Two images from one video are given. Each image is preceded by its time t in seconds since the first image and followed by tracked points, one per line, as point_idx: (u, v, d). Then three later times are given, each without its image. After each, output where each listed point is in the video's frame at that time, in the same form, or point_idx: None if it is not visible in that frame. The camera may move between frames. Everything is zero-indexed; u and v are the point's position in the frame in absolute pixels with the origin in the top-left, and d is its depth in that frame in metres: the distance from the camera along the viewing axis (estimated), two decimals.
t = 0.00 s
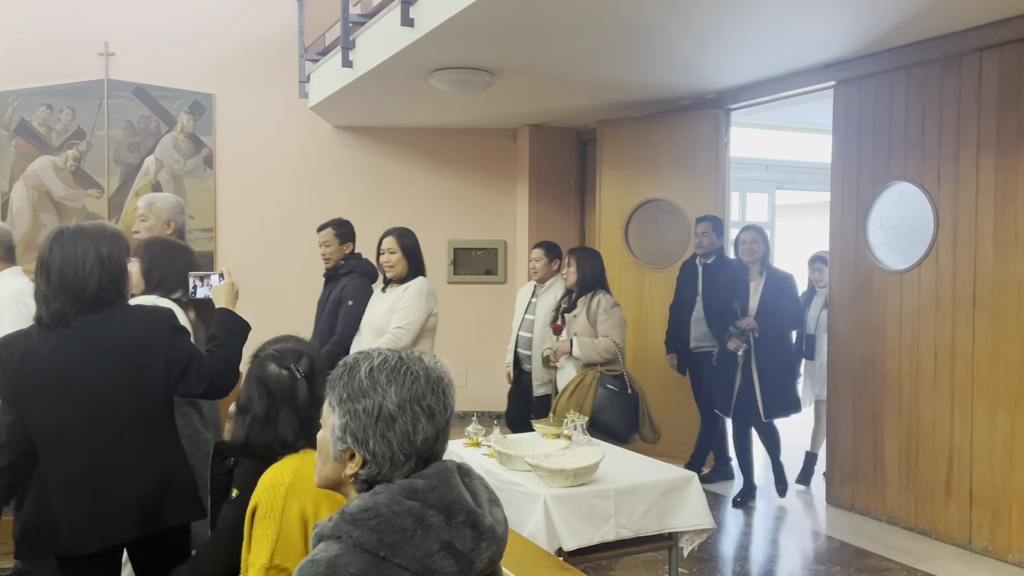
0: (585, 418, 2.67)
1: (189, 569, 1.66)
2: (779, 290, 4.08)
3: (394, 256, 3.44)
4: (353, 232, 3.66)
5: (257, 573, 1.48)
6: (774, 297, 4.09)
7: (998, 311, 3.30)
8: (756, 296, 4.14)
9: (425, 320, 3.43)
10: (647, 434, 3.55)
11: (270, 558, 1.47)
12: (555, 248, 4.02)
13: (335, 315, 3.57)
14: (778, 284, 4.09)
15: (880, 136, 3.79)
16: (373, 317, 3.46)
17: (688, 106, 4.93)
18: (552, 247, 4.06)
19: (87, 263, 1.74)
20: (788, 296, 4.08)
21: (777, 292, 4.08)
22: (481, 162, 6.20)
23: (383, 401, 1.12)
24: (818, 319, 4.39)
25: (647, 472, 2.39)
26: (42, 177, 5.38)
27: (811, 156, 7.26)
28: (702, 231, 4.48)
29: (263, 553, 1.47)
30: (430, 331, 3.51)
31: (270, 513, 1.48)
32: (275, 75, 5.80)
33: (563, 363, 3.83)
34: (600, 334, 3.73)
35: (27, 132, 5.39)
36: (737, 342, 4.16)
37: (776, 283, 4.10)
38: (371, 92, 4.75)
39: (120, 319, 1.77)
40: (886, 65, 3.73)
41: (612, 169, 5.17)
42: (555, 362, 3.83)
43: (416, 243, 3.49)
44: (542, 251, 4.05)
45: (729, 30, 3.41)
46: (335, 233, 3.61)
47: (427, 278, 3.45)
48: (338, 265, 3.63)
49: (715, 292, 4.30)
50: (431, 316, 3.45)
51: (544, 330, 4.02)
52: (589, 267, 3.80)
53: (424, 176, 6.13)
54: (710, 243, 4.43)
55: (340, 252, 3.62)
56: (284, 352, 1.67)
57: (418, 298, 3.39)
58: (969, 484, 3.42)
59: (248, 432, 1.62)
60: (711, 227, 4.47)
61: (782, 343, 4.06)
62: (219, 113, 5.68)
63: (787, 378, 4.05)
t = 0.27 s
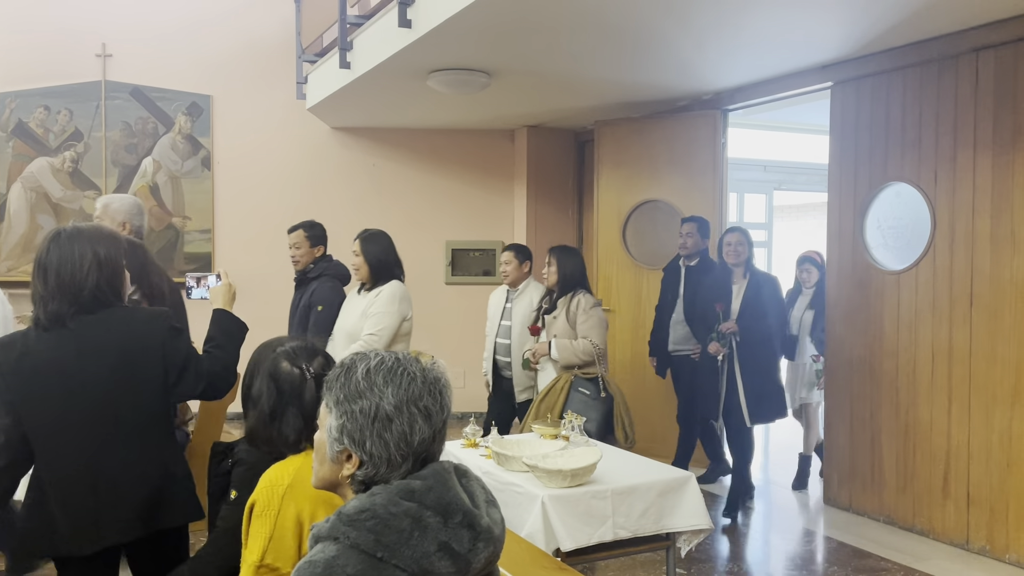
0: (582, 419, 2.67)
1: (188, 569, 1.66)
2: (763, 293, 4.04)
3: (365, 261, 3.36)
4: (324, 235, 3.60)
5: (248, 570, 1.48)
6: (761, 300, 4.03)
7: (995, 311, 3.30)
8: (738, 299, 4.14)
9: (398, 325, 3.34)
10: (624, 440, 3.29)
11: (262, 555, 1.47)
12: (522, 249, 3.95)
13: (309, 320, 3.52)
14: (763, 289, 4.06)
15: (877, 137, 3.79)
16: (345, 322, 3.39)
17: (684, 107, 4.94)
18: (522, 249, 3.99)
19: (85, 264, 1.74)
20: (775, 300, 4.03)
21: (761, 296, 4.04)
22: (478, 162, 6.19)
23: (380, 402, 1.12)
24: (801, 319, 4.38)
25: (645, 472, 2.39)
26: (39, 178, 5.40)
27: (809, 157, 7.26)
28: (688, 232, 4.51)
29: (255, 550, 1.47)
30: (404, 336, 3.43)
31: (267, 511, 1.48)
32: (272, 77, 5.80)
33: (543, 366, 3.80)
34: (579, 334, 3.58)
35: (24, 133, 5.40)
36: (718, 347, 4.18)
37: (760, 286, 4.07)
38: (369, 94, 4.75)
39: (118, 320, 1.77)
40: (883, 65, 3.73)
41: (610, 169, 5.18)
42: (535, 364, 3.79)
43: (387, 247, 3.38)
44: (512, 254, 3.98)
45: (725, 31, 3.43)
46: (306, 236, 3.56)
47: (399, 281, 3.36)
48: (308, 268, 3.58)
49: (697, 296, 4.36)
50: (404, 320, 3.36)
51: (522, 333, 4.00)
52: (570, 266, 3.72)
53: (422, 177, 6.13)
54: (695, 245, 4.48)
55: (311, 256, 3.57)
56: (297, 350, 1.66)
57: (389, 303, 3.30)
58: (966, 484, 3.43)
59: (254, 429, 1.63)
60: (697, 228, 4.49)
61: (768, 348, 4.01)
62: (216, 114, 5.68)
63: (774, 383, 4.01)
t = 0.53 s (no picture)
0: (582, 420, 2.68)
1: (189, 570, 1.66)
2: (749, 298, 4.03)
3: (336, 262, 3.27)
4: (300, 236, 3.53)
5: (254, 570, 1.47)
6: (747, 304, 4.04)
7: (993, 311, 3.31)
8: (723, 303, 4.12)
9: (368, 330, 3.23)
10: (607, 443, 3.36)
11: (268, 555, 1.47)
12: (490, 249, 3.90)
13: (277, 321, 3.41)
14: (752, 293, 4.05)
15: (875, 138, 3.80)
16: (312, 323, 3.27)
17: (683, 108, 4.95)
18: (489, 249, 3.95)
19: (83, 266, 1.74)
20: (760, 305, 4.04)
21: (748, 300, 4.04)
22: (477, 164, 6.21)
23: (379, 404, 1.13)
24: (788, 320, 4.38)
25: (644, 473, 2.39)
26: (38, 180, 5.38)
27: (808, 158, 7.27)
28: (671, 231, 4.51)
29: (262, 551, 1.47)
30: (373, 341, 3.32)
31: (274, 513, 1.48)
32: (271, 78, 5.80)
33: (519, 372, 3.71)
34: (555, 340, 3.59)
35: (23, 135, 5.37)
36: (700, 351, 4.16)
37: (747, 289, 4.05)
38: (369, 95, 4.75)
39: (117, 322, 1.77)
40: (880, 66, 3.74)
41: (609, 171, 5.19)
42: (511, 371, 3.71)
43: (359, 250, 3.30)
44: (477, 254, 3.93)
45: (723, 32, 3.43)
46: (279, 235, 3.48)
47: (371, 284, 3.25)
48: (282, 269, 3.50)
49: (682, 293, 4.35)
50: (375, 325, 3.25)
51: (493, 338, 3.96)
52: (544, 271, 3.72)
53: (421, 178, 6.13)
54: (679, 243, 4.48)
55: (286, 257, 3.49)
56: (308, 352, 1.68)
57: (359, 307, 3.19)
58: (965, 484, 3.43)
59: (260, 429, 1.64)
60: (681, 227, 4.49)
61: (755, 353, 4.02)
62: (215, 116, 5.68)
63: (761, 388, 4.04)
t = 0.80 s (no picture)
0: (582, 421, 2.68)
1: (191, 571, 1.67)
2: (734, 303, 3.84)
3: (307, 266, 3.19)
4: (276, 238, 3.39)
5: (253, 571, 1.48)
6: (731, 311, 3.84)
7: (994, 311, 3.31)
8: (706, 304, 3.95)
9: (343, 333, 3.16)
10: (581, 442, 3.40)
11: (268, 557, 1.47)
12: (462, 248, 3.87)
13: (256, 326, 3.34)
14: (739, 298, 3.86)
15: (875, 139, 3.80)
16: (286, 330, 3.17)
17: (682, 109, 4.96)
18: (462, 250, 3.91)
19: (85, 269, 1.74)
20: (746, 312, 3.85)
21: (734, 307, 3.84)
22: (476, 166, 6.22)
23: (379, 405, 1.13)
24: (772, 325, 4.32)
25: (644, 474, 2.40)
26: (39, 183, 5.34)
27: (806, 159, 7.28)
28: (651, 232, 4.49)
29: (261, 552, 1.47)
30: (348, 343, 3.25)
31: (274, 514, 1.49)
32: (271, 81, 5.81)
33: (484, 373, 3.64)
34: (522, 341, 3.53)
35: (25, 138, 5.34)
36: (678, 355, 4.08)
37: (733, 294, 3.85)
38: (370, 97, 4.76)
39: (118, 324, 1.78)
40: (880, 67, 3.75)
41: (609, 172, 5.19)
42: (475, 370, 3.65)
43: (328, 250, 3.21)
44: (452, 254, 3.91)
45: (725, 33, 3.42)
46: (253, 240, 3.35)
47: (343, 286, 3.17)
48: (260, 272, 3.39)
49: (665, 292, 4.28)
50: (350, 327, 3.18)
51: (464, 339, 3.95)
52: (511, 271, 3.60)
53: (421, 179, 6.14)
54: (660, 244, 4.48)
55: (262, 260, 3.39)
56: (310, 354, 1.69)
57: (332, 311, 3.10)
58: (966, 485, 3.43)
59: (264, 429, 1.65)
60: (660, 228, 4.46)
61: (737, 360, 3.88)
62: (215, 118, 5.69)
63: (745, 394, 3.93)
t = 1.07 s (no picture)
0: (583, 423, 2.68)
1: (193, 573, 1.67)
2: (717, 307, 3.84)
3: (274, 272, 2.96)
4: (253, 241, 3.36)
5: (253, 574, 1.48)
6: (713, 313, 3.87)
7: (996, 312, 3.30)
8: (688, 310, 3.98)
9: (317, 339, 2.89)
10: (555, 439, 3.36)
11: (268, 559, 1.47)
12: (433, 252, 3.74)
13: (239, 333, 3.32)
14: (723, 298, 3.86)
15: (876, 140, 3.80)
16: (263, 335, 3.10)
17: (683, 111, 4.97)
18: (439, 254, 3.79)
19: (86, 272, 1.75)
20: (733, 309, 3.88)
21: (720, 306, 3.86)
22: (478, 168, 6.21)
23: (379, 407, 1.13)
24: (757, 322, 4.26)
25: (646, 476, 2.40)
26: (42, 187, 5.39)
27: (808, 160, 7.28)
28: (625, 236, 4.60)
29: (262, 554, 1.47)
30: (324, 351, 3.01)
31: (273, 517, 1.49)
32: (273, 84, 5.83)
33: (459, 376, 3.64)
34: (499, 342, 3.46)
35: (27, 142, 5.40)
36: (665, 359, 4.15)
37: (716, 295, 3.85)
38: (372, 100, 4.77)
39: (119, 327, 1.78)
40: (881, 69, 3.74)
41: (611, 175, 5.20)
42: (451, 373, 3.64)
43: (295, 255, 2.98)
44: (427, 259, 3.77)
45: (724, 35, 3.43)
46: (228, 245, 3.32)
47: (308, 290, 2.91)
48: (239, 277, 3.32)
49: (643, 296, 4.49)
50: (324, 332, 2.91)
51: (439, 341, 3.83)
52: (486, 272, 3.55)
53: (423, 182, 6.14)
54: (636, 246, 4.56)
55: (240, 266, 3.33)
56: (312, 355, 1.70)
57: (305, 318, 2.85)
58: (969, 487, 3.42)
59: (265, 432, 1.65)
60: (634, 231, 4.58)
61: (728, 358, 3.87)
62: (217, 122, 5.70)
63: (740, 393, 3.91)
